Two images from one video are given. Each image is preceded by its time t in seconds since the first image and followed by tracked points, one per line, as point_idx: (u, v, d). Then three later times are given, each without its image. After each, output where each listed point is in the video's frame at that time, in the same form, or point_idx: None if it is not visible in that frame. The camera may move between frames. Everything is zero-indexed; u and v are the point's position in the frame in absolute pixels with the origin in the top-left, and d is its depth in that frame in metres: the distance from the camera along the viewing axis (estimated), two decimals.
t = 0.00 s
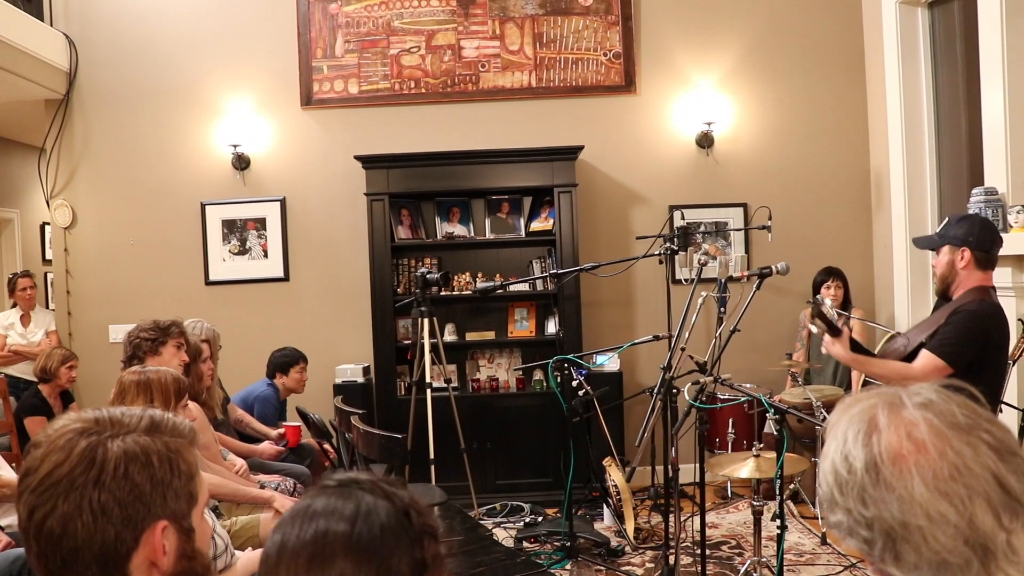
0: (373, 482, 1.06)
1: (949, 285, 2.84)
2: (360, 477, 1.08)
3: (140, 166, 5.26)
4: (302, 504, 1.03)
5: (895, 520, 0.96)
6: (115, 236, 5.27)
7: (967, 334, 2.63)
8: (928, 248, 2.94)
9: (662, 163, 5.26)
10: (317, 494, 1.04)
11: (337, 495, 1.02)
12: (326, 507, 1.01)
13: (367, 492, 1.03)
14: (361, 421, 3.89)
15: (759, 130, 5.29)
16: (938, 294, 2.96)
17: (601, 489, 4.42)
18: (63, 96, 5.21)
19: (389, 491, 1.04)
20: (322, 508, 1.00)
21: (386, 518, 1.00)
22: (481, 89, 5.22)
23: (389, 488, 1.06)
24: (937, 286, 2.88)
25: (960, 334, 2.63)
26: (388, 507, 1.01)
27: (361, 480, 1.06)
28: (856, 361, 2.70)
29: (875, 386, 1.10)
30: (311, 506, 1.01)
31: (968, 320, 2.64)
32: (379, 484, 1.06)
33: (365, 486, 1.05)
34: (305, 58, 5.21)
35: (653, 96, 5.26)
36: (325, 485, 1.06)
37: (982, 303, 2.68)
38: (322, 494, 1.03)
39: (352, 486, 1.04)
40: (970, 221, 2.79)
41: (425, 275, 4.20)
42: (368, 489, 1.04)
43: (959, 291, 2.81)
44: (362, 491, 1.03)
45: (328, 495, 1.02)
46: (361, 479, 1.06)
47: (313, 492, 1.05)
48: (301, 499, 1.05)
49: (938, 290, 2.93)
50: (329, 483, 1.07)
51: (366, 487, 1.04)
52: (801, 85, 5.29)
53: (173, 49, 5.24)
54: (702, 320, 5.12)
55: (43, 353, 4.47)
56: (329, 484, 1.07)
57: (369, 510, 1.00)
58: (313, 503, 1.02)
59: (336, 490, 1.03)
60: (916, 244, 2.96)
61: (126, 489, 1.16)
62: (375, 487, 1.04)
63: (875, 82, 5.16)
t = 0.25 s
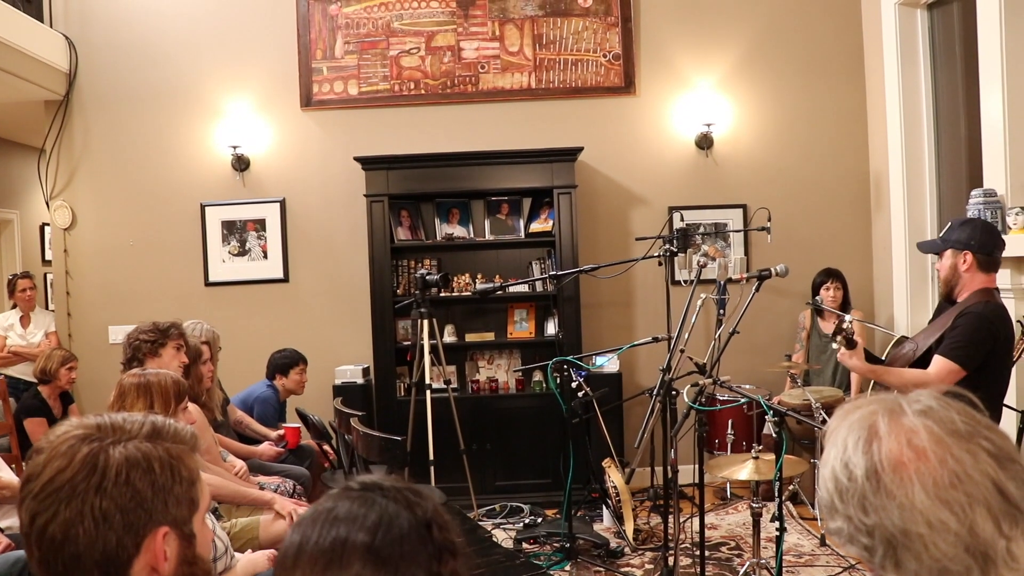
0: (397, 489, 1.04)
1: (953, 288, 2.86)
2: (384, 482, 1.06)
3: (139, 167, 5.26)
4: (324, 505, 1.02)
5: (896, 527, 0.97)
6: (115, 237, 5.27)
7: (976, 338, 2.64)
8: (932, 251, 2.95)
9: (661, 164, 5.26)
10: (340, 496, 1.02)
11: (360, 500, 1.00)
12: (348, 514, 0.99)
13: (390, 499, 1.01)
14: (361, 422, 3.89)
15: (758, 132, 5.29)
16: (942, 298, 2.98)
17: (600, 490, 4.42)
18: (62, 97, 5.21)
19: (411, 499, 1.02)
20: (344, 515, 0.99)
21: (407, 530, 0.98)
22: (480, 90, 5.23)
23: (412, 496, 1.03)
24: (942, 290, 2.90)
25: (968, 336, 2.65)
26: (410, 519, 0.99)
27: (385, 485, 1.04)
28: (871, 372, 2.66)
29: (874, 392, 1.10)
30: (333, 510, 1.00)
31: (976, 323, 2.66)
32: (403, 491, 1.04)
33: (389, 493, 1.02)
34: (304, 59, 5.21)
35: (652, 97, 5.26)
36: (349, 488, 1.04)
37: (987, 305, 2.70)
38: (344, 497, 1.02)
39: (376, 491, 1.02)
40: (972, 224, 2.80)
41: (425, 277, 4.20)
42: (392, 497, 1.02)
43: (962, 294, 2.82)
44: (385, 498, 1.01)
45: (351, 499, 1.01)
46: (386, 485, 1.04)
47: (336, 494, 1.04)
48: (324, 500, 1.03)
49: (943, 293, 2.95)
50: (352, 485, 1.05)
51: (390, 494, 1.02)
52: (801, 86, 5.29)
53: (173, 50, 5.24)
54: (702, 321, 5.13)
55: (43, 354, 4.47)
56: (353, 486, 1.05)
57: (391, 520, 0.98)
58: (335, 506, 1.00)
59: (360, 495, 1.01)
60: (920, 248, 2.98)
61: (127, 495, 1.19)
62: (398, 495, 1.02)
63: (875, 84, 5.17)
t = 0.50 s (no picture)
0: (409, 493, 1.04)
1: (959, 286, 2.86)
2: (396, 484, 1.06)
3: (139, 168, 5.26)
4: (336, 507, 1.02)
5: (900, 530, 0.97)
6: (115, 238, 5.27)
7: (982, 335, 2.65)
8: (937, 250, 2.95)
9: (661, 165, 5.27)
10: (351, 499, 1.02)
11: (372, 505, 1.00)
12: (360, 518, 0.99)
13: (402, 505, 1.01)
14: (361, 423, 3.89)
15: (758, 132, 5.29)
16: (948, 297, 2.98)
17: (600, 491, 4.42)
18: (62, 98, 5.21)
19: (423, 505, 1.02)
20: (356, 519, 0.99)
21: (417, 536, 0.98)
22: (480, 91, 5.23)
23: (424, 502, 1.03)
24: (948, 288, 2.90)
25: (974, 334, 2.65)
26: (420, 525, 0.99)
27: (397, 489, 1.04)
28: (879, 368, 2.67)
29: (878, 395, 1.10)
30: (345, 514, 1.00)
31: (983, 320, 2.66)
32: (415, 496, 1.04)
33: (400, 497, 1.02)
34: (304, 60, 5.21)
35: (652, 98, 5.26)
36: (361, 490, 1.04)
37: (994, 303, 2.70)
38: (356, 500, 1.01)
39: (388, 495, 1.02)
40: (978, 223, 2.80)
41: (425, 277, 4.20)
42: (403, 502, 1.02)
43: (969, 293, 2.83)
44: (396, 503, 1.01)
45: (362, 503, 1.01)
46: (398, 489, 1.04)
47: (347, 496, 1.03)
48: (335, 502, 1.03)
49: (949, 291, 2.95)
50: (364, 487, 1.05)
51: (402, 499, 1.02)
52: (801, 87, 5.29)
53: (173, 51, 5.25)
54: (702, 322, 5.14)
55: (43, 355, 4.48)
56: (364, 488, 1.05)
57: (402, 527, 0.98)
58: (347, 510, 1.00)
59: (371, 499, 1.01)
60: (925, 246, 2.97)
61: (127, 498, 1.19)
62: (409, 500, 1.02)
63: (875, 84, 5.17)
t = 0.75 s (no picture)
0: (416, 494, 1.04)
1: (964, 292, 2.86)
2: (402, 485, 1.06)
3: (141, 167, 5.27)
4: (342, 507, 1.02)
5: (904, 532, 0.97)
6: (116, 237, 5.28)
7: (991, 338, 2.65)
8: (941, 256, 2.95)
9: (662, 166, 5.27)
10: (358, 499, 1.02)
11: (379, 505, 1.00)
12: (366, 517, 0.99)
13: (409, 506, 1.01)
14: (362, 423, 3.89)
15: (759, 133, 5.29)
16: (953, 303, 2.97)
17: (601, 492, 4.42)
18: (64, 97, 5.22)
19: (429, 506, 1.02)
20: (362, 519, 0.99)
21: (423, 537, 0.98)
22: (482, 91, 5.23)
23: (430, 503, 1.03)
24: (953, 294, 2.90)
25: (982, 337, 2.65)
26: (426, 526, 1.00)
27: (404, 490, 1.04)
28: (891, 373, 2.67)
29: (882, 396, 1.10)
30: (351, 514, 1.00)
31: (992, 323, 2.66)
32: (421, 497, 1.04)
33: (407, 498, 1.02)
34: (306, 60, 5.22)
35: (654, 98, 5.26)
36: (368, 490, 1.04)
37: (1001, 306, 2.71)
38: (362, 500, 1.01)
39: (395, 496, 1.02)
40: (981, 228, 2.80)
41: (426, 277, 4.19)
42: (409, 503, 1.01)
43: (975, 298, 2.82)
44: (403, 504, 1.01)
45: (369, 503, 1.01)
46: (404, 490, 1.04)
47: (353, 495, 1.03)
48: (342, 501, 1.03)
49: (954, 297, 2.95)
50: (371, 487, 1.05)
51: (408, 500, 1.02)
52: (802, 88, 5.29)
53: (175, 51, 5.25)
54: (703, 323, 5.14)
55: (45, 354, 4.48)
56: (371, 488, 1.05)
57: (408, 528, 0.98)
58: (353, 510, 1.00)
59: (378, 499, 1.01)
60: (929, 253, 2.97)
61: (130, 499, 1.19)
62: (416, 501, 1.02)
63: (876, 85, 5.16)
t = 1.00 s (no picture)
0: (420, 492, 1.04)
1: (969, 288, 2.86)
2: (407, 483, 1.06)
3: (143, 166, 5.27)
4: (345, 505, 1.01)
5: (907, 531, 0.96)
6: (118, 236, 5.28)
7: (995, 333, 2.65)
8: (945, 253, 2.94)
9: (664, 166, 5.26)
10: (361, 497, 1.02)
11: (382, 503, 1.00)
12: (370, 515, 0.99)
13: (413, 504, 1.00)
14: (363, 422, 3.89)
15: (761, 133, 5.29)
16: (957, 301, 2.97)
17: (602, 492, 4.42)
18: (66, 96, 5.22)
19: (433, 504, 1.02)
20: (367, 516, 0.99)
21: (428, 535, 0.98)
22: (484, 91, 5.23)
23: (434, 501, 1.03)
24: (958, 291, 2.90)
25: (986, 331, 2.65)
26: (430, 523, 0.99)
27: (408, 488, 1.04)
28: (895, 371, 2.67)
29: (886, 396, 1.10)
30: (355, 512, 1.00)
31: (995, 316, 2.66)
32: (426, 495, 1.04)
33: (411, 496, 1.02)
34: (308, 59, 5.22)
35: (656, 98, 5.26)
36: (372, 487, 1.04)
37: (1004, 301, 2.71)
38: (366, 498, 1.01)
39: (399, 494, 1.02)
40: (986, 224, 2.79)
41: (427, 276, 4.19)
42: (413, 500, 1.01)
43: (980, 294, 2.82)
44: (407, 502, 1.00)
45: (373, 501, 1.00)
46: (408, 488, 1.04)
47: (357, 493, 1.03)
48: (345, 499, 1.03)
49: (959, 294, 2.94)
50: (375, 485, 1.04)
51: (412, 498, 1.02)
52: (804, 88, 5.29)
53: (177, 50, 5.25)
54: (705, 323, 5.14)
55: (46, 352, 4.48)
56: (375, 486, 1.04)
57: (412, 525, 0.98)
58: (356, 508, 1.00)
59: (382, 497, 1.01)
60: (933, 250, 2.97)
61: (132, 497, 1.19)
62: (420, 499, 1.02)
63: (879, 85, 5.16)
